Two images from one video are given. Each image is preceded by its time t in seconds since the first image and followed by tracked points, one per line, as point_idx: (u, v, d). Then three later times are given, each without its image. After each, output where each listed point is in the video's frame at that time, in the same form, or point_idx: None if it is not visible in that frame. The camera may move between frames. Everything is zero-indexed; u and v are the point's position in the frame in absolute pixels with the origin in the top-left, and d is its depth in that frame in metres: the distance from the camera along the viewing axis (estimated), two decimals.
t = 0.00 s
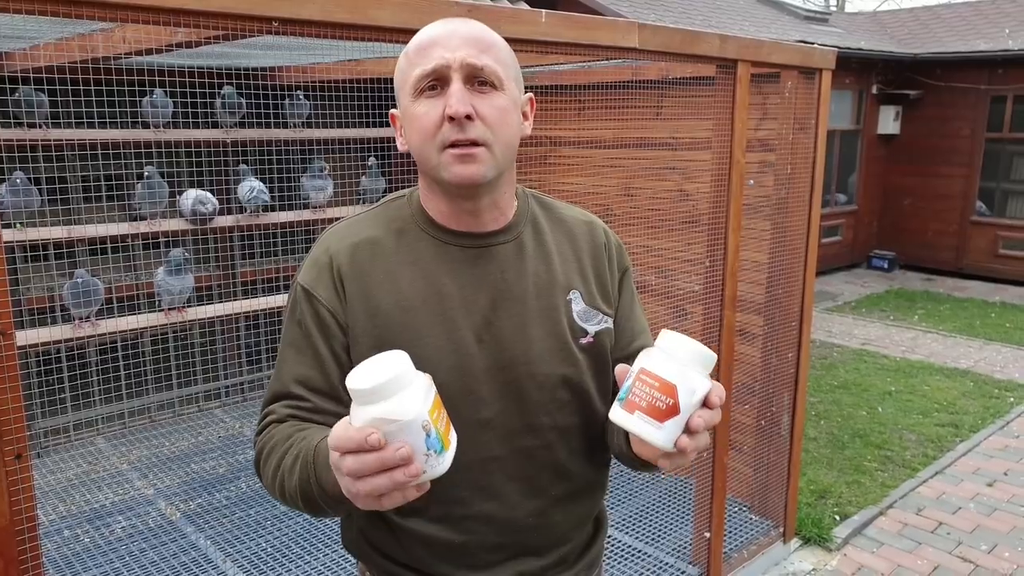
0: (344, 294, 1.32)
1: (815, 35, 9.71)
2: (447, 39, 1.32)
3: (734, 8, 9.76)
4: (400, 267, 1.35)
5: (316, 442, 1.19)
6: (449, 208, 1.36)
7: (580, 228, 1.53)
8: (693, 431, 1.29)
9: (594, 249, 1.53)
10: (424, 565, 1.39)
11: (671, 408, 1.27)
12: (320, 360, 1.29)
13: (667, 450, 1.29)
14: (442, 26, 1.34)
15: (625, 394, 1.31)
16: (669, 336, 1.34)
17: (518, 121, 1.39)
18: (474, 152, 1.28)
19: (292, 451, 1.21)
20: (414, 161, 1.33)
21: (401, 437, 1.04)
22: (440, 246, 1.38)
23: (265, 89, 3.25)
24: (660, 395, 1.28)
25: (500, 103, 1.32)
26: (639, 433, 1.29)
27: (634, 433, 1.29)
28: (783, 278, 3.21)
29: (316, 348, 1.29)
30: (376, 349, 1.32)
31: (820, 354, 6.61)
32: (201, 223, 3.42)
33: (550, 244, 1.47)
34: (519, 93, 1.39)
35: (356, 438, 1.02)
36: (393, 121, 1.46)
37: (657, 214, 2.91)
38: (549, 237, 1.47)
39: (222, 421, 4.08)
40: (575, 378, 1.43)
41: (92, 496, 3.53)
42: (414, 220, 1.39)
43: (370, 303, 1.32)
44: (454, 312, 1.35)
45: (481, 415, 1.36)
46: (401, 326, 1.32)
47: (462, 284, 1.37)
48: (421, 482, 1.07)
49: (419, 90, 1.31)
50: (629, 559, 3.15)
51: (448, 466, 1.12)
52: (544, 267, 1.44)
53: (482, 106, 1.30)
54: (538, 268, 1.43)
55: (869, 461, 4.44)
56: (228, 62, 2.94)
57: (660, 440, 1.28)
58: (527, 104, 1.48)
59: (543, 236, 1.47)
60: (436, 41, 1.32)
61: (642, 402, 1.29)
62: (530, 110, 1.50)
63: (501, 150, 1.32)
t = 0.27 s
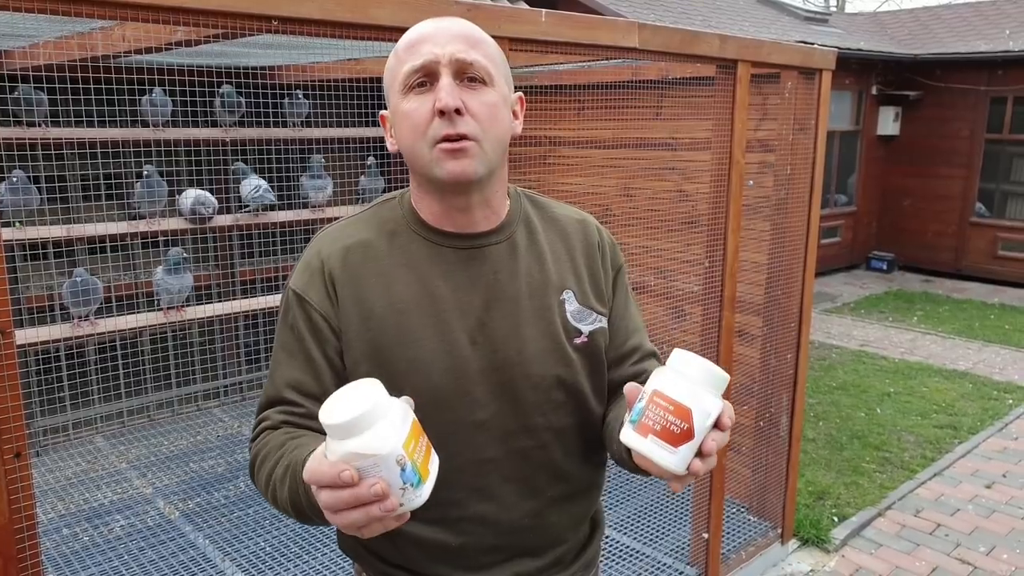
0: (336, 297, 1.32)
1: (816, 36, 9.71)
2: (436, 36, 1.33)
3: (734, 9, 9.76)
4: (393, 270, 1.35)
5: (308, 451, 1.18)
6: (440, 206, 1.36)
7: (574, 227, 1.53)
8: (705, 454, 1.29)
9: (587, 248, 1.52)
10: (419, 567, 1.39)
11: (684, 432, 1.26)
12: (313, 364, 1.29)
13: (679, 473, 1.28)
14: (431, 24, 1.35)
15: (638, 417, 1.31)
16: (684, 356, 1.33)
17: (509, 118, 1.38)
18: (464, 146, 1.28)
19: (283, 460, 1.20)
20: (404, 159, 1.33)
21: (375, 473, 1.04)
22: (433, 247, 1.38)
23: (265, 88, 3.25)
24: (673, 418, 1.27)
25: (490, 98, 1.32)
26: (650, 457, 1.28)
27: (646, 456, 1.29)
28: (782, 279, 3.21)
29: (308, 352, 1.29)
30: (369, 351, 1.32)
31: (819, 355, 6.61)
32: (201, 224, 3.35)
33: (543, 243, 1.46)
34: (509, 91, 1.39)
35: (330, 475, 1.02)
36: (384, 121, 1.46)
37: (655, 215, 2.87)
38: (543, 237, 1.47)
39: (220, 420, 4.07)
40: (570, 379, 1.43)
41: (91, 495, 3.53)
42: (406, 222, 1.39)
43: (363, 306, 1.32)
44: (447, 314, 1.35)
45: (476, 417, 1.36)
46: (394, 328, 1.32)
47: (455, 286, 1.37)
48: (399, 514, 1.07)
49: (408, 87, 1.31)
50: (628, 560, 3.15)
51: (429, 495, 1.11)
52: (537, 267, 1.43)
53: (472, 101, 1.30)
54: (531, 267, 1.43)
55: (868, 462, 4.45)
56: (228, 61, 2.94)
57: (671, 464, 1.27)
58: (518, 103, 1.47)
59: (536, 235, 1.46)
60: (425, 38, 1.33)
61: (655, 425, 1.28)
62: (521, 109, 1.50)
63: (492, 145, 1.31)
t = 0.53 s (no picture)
0: (332, 299, 1.32)
1: (817, 34, 9.69)
2: (433, 35, 1.32)
3: (735, 8, 9.74)
4: (388, 271, 1.35)
5: (309, 454, 1.19)
6: (437, 205, 1.36)
7: (570, 227, 1.53)
8: (693, 449, 1.28)
9: (584, 249, 1.52)
10: (416, 569, 1.39)
11: (670, 427, 1.26)
12: (308, 365, 1.29)
13: (667, 469, 1.28)
14: (428, 23, 1.35)
15: (625, 413, 1.31)
16: (669, 352, 1.33)
17: (506, 118, 1.38)
18: (461, 146, 1.27)
19: (284, 462, 1.20)
20: (400, 158, 1.33)
21: (394, 473, 1.04)
22: (429, 248, 1.37)
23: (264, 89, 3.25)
24: (659, 414, 1.27)
25: (488, 98, 1.32)
26: (638, 453, 1.28)
27: (633, 452, 1.29)
28: (783, 279, 3.20)
29: (304, 353, 1.29)
30: (365, 353, 1.31)
31: (820, 354, 6.60)
32: (200, 224, 3.39)
33: (539, 244, 1.46)
34: (507, 91, 1.38)
35: (348, 475, 1.02)
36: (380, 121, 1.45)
37: (655, 213, 2.85)
38: (539, 238, 1.47)
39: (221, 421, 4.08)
40: (566, 380, 1.42)
41: (92, 495, 3.53)
42: (402, 222, 1.39)
43: (358, 307, 1.32)
44: (443, 315, 1.35)
45: (472, 419, 1.35)
46: (390, 329, 1.32)
47: (451, 287, 1.37)
48: (416, 513, 1.07)
49: (405, 86, 1.31)
50: (628, 559, 3.15)
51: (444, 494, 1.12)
52: (533, 268, 1.43)
53: (469, 100, 1.29)
54: (527, 268, 1.42)
55: (869, 461, 4.44)
56: (227, 61, 2.94)
57: (659, 460, 1.27)
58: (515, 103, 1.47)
59: (532, 236, 1.46)
60: (423, 37, 1.33)
61: (641, 421, 1.28)
62: (518, 109, 1.50)
63: (489, 144, 1.31)
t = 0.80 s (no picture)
0: (328, 300, 1.32)
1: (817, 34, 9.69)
2: (433, 41, 1.30)
3: (735, 8, 9.74)
4: (386, 272, 1.35)
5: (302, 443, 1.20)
6: (435, 211, 1.36)
7: (570, 228, 1.52)
8: (697, 409, 1.27)
9: (583, 250, 1.52)
10: (412, 570, 1.39)
11: (673, 385, 1.26)
12: (304, 367, 1.29)
13: (672, 429, 1.26)
14: (429, 26, 1.32)
15: (626, 378, 1.29)
16: (666, 320, 1.34)
17: (507, 123, 1.38)
18: (461, 162, 1.28)
19: (278, 453, 1.21)
20: (399, 166, 1.33)
21: (360, 407, 1.05)
22: (427, 249, 1.37)
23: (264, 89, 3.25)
24: (661, 373, 1.26)
25: (489, 109, 1.31)
26: (643, 415, 1.26)
27: (637, 415, 1.27)
28: (782, 279, 3.21)
29: (301, 355, 1.29)
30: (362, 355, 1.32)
31: (820, 354, 6.59)
32: (200, 222, 3.36)
33: (538, 246, 1.46)
34: (508, 96, 1.37)
35: (314, 409, 1.04)
36: (379, 118, 1.44)
37: (654, 212, 2.88)
38: (538, 239, 1.47)
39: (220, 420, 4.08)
40: (564, 383, 1.42)
41: (92, 494, 3.54)
42: (401, 224, 1.39)
43: (355, 309, 1.32)
44: (441, 318, 1.35)
45: (469, 421, 1.36)
46: (387, 331, 1.32)
47: (448, 289, 1.37)
48: (386, 454, 1.07)
49: (405, 94, 1.30)
50: (627, 559, 3.15)
51: (416, 438, 1.11)
52: (532, 270, 1.43)
53: (470, 114, 1.29)
54: (526, 270, 1.42)
55: (869, 461, 4.44)
56: (227, 61, 2.95)
57: (665, 419, 1.26)
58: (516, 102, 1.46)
59: (532, 237, 1.46)
60: (423, 43, 1.30)
61: (644, 382, 1.27)
62: (518, 108, 1.49)
63: (489, 157, 1.31)
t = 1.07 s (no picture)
0: (325, 303, 1.32)
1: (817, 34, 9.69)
2: (436, 51, 1.27)
3: (735, 8, 9.75)
4: (382, 274, 1.35)
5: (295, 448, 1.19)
6: (434, 217, 1.37)
7: (571, 230, 1.51)
8: (695, 420, 1.28)
9: (584, 252, 1.51)
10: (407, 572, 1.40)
11: (671, 395, 1.26)
12: (300, 369, 1.30)
13: (670, 440, 1.26)
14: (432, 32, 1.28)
15: (624, 387, 1.29)
16: (663, 327, 1.34)
17: (508, 128, 1.37)
18: (462, 177, 1.29)
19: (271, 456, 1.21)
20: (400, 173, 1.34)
21: (328, 446, 1.06)
22: (424, 251, 1.37)
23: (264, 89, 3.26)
24: (659, 383, 1.26)
25: (491, 121, 1.31)
26: (640, 425, 1.26)
27: (635, 424, 1.27)
28: (782, 279, 3.21)
29: (297, 357, 1.29)
30: (358, 357, 1.32)
31: (820, 354, 6.59)
32: (200, 222, 3.36)
33: (537, 248, 1.45)
34: (509, 101, 1.36)
35: (282, 448, 1.06)
36: (378, 114, 1.43)
37: (653, 212, 2.87)
38: (538, 241, 1.46)
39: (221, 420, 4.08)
40: (561, 386, 1.42)
41: (92, 495, 3.54)
42: (398, 226, 1.39)
43: (351, 311, 1.32)
44: (437, 320, 1.35)
45: (465, 424, 1.36)
46: (383, 333, 1.33)
47: (445, 292, 1.37)
48: (356, 489, 1.09)
49: (406, 104, 1.29)
50: (626, 559, 3.15)
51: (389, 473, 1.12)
52: (530, 272, 1.43)
53: (472, 128, 1.29)
54: (524, 273, 1.42)
55: (869, 462, 4.44)
56: (227, 62, 2.95)
57: (663, 429, 1.25)
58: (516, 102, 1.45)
59: (531, 239, 1.45)
60: (426, 52, 1.28)
61: (642, 392, 1.27)
62: (519, 107, 1.48)
63: (490, 169, 1.32)
